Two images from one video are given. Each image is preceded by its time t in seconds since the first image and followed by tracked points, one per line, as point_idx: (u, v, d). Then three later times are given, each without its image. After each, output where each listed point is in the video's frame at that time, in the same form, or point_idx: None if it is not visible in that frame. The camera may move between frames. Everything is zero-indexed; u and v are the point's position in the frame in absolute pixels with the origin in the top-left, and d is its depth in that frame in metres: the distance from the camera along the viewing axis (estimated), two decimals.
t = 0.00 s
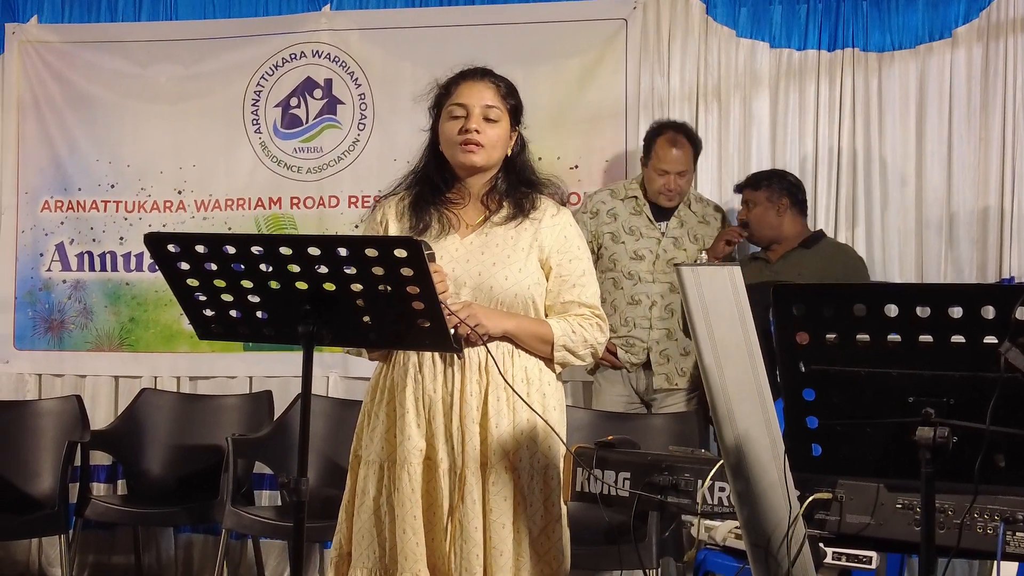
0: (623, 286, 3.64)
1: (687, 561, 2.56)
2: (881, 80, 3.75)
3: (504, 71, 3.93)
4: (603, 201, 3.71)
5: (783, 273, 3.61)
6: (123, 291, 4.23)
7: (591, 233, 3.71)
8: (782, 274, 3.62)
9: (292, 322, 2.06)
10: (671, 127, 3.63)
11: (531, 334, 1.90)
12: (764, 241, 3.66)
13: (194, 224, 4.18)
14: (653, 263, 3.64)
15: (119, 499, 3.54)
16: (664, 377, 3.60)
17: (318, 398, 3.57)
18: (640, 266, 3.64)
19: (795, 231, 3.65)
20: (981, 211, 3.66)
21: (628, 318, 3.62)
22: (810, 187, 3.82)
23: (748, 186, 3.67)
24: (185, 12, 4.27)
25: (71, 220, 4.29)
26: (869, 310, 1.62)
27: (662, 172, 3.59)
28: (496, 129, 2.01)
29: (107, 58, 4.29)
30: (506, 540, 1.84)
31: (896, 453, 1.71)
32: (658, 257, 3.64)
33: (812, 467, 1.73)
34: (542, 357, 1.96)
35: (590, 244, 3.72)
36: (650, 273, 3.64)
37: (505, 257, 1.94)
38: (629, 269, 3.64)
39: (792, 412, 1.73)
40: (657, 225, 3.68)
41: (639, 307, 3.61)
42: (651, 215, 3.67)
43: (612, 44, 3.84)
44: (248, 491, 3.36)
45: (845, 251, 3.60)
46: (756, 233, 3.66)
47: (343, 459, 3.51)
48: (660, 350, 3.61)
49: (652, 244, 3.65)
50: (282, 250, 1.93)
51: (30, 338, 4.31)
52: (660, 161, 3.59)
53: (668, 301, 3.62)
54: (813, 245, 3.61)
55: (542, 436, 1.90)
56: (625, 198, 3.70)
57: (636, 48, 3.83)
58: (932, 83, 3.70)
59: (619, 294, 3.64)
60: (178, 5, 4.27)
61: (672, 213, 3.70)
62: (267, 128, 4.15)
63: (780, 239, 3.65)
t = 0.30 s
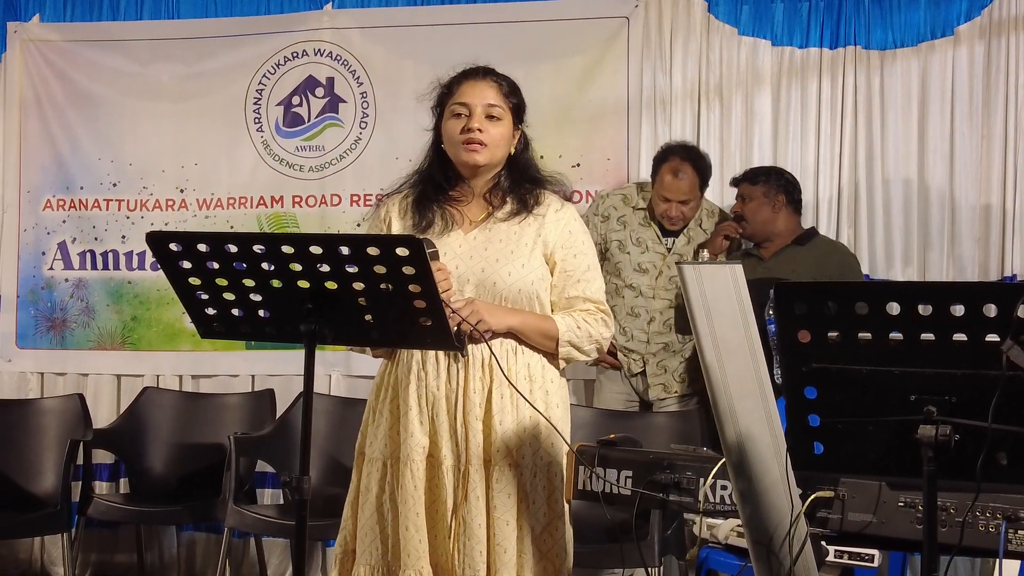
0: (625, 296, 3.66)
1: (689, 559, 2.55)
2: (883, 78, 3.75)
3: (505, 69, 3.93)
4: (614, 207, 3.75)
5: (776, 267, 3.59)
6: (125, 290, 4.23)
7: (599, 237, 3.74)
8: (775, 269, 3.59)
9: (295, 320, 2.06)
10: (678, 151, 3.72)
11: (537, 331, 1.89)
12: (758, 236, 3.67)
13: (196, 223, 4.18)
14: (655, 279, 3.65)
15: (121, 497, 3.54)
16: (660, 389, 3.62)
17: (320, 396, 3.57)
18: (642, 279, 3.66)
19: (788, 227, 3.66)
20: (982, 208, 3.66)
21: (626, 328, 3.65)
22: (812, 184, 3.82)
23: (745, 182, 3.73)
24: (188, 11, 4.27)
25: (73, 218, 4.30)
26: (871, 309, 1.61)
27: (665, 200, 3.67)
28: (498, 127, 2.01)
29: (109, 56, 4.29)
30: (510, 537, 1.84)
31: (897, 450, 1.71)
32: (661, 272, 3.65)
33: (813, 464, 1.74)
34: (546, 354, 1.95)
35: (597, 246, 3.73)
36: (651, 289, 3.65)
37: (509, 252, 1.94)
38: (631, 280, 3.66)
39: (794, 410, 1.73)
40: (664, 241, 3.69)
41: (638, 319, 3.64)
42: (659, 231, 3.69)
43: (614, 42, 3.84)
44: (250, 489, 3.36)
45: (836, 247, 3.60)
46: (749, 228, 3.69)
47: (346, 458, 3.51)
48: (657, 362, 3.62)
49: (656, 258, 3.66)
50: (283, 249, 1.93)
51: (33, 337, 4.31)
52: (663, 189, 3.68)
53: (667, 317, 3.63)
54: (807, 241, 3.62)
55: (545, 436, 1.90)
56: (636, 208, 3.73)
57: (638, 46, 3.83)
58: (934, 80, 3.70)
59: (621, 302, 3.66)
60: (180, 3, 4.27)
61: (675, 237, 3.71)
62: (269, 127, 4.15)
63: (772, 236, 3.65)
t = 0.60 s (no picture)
0: (629, 299, 3.63)
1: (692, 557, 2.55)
2: (886, 76, 3.75)
3: (508, 67, 3.93)
4: (619, 209, 3.73)
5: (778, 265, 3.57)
6: (128, 288, 4.23)
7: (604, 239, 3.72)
8: (776, 267, 3.58)
9: (299, 319, 2.06)
10: (679, 159, 3.68)
11: (540, 325, 1.89)
12: (758, 236, 3.64)
13: (199, 221, 4.18)
14: (659, 283, 3.62)
15: (125, 496, 3.54)
16: (666, 391, 3.60)
17: (323, 394, 3.57)
18: (646, 284, 3.63)
19: (787, 225, 3.64)
20: (985, 207, 3.66)
21: (631, 331, 3.62)
22: (815, 182, 3.81)
23: (743, 182, 3.70)
24: (190, 10, 4.27)
25: (75, 217, 4.30)
26: (874, 306, 1.61)
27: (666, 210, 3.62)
28: (501, 126, 2.00)
29: (112, 55, 4.29)
30: (514, 532, 1.84)
31: (900, 447, 1.71)
32: (665, 275, 3.63)
33: (816, 462, 1.74)
34: (550, 348, 1.95)
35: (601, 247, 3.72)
36: (655, 293, 3.62)
37: (513, 247, 1.94)
38: (635, 285, 3.63)
39: (797, 408, 1.73)
40: (668, 246, 3.66)
41: (642, 323, 3.61)
42: (663, 235, 3.67)
43: (617, 40, 3.84)
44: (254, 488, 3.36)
45: (835, 245, 3.58)
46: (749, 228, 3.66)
47: (349, 456, 3.52)
48: (661, 363, 3.60)
49: (660, 262, 3.64)
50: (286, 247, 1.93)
51: (36, 336, 4.31)
52: (664, 199, 3.62)
53: (671, 321, 3.60)
54: (806, 239, 3.61)
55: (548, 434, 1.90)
56: (640, 210, 3.72)
57: (641, 44, 3.83)
58: (937, 77, 3.69)
59: (625, 306, 3.63)
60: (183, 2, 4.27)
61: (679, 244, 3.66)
62: (272, 125, 4.15)
63: (772, 234, 3.63)
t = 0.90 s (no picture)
0: (631, 301, 3.64)
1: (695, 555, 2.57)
2: (888, 74, 3.75)
3: (510, 65, 3.93)
4: (621, 211, 3.72)
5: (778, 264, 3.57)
6: (130, 287, 4.23)
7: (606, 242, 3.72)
8: (776, 267, 3.57)
9: (301, 317, 2.06)
10: (679, 161, 3.66)
11: (540, 319, 1.89)
12: (756, 237, 3.62)
13: (201, 220, 4.19)
14: (662, 285, 3.62)
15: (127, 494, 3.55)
16: (670, 391, 3.60)
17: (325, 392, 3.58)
18: (649, 286, 3.63)
19: (785, 224, 3.63)
20: (988, 206, 3.65)
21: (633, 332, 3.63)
22: (817, 180, 3.81)
23: (739, 185, 3.64)
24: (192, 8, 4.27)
25: (78, 216, 4.30)
26: (877, 304, 1.61)
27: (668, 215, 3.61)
28: (502, 124, 2.00)
29: (114, 54, 4.30)
30: (513, 526, 1.84)
31: (902, 444, 1.72)
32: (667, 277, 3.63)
33: (818, 460, 1.76)
34: (550, 342, 1.95)
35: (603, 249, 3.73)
36: (658, 295, 3.62)
37: (514, 241, 1.94)
38: (638, 287, 3.63)
39: (799, 405, 1.73)
40: (669, 248, 3.66)
41: (645, 326, 3.62)
42: (664, 236, 3.66)
43: (619, 38, 3.85)
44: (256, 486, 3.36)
45: (834, 243, 3.57)
46: (748, 230, 3.62)
47: (352, 455, 3.52)
48: (664, 364, 3.61)
49: (662, 264, 3.64)
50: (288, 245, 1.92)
51: (39, 334, 4.31)
52: (664, 203, 3.62)
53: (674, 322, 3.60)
54: (805, 238, 3.60)
55: (545, 430, 1.89)
56: (641, 211, 3.71)
57: (643, 42, 3.84)
58: (939, 75, 3.69)
59: (627, 308, 3.64)
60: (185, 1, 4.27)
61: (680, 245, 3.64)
62: (274, 124, 4.15)
63: (771, 234, 3.61)
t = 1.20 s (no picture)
0: (633, 302, 3.64)
1: (698, 554, 2.58)
2: (891, 72, 3.75)
3: (513, 64, 3.93)
4: (622, 212, 3.72)
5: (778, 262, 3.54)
6: (133, 286, 4.24)
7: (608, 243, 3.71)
8: (776, 265, 3.54)
9: (304, 316, 2.06)
10: (678, 162, 3.66)
11: (545, 321, 1.89)
12: (759, 236, 3.60)
13: (204, 219, 4.19)
14: (664, 284, 3.62)
15: (130, 493, 3.55)
16: (674, 391, 3.61)
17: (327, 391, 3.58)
18: (650, 285, 3.62)
19: (786, 223, 3.62)
20: (990, 205, 3.65)
21: (635, 333, 3.64)
22: (820, 179, 3.82)
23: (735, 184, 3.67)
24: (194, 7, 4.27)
25: (80, 215, 4.30)
26: (879, 303, 1.61)
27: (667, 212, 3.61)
28: (501, 128, 1.99)
29: (117, 53, 4.30)
30: (519, 525, 1.83)
31: (903, 444, 1.72)
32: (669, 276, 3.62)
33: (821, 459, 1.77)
34: (554, 344, 1.96)
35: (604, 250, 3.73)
36: (660, 295, 3.62)
37: (518, 242, 1.94)
38: (640, 288, 3.63)
39: (802, 404, 1.74)
40: (670, 248, 3.66)
41: (647, 326, 3.63)
42: (665, 236, 3.66)
43: (622, 37, 3.85)
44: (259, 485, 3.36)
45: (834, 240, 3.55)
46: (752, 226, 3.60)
47: (355, 454, 3.52)
48: (667, 363, 3.61)
49: (663, 264, 3.63)
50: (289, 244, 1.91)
51: (41, 333, 4.32)
52: (664, 202, 3.61)
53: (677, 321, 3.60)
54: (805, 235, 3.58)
55: (551, 429, 1.89)
56: (642, 210, 3.71)
57: (645, 40, 3.84)
58: (942, 74, 3.69)
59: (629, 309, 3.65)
60: None
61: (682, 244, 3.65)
62: (276, 122, 4.15)
63: (773, 232, 3.60)
